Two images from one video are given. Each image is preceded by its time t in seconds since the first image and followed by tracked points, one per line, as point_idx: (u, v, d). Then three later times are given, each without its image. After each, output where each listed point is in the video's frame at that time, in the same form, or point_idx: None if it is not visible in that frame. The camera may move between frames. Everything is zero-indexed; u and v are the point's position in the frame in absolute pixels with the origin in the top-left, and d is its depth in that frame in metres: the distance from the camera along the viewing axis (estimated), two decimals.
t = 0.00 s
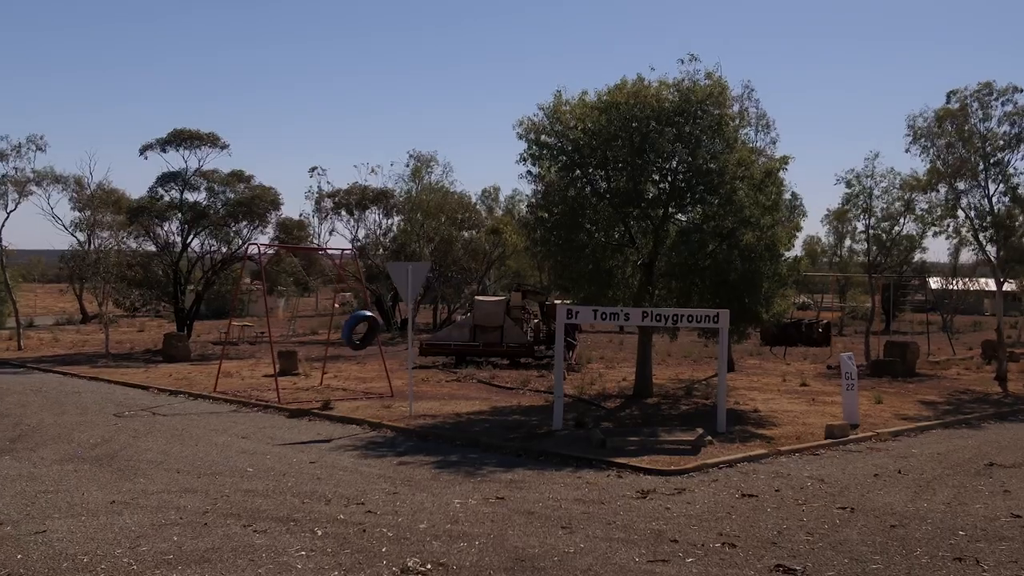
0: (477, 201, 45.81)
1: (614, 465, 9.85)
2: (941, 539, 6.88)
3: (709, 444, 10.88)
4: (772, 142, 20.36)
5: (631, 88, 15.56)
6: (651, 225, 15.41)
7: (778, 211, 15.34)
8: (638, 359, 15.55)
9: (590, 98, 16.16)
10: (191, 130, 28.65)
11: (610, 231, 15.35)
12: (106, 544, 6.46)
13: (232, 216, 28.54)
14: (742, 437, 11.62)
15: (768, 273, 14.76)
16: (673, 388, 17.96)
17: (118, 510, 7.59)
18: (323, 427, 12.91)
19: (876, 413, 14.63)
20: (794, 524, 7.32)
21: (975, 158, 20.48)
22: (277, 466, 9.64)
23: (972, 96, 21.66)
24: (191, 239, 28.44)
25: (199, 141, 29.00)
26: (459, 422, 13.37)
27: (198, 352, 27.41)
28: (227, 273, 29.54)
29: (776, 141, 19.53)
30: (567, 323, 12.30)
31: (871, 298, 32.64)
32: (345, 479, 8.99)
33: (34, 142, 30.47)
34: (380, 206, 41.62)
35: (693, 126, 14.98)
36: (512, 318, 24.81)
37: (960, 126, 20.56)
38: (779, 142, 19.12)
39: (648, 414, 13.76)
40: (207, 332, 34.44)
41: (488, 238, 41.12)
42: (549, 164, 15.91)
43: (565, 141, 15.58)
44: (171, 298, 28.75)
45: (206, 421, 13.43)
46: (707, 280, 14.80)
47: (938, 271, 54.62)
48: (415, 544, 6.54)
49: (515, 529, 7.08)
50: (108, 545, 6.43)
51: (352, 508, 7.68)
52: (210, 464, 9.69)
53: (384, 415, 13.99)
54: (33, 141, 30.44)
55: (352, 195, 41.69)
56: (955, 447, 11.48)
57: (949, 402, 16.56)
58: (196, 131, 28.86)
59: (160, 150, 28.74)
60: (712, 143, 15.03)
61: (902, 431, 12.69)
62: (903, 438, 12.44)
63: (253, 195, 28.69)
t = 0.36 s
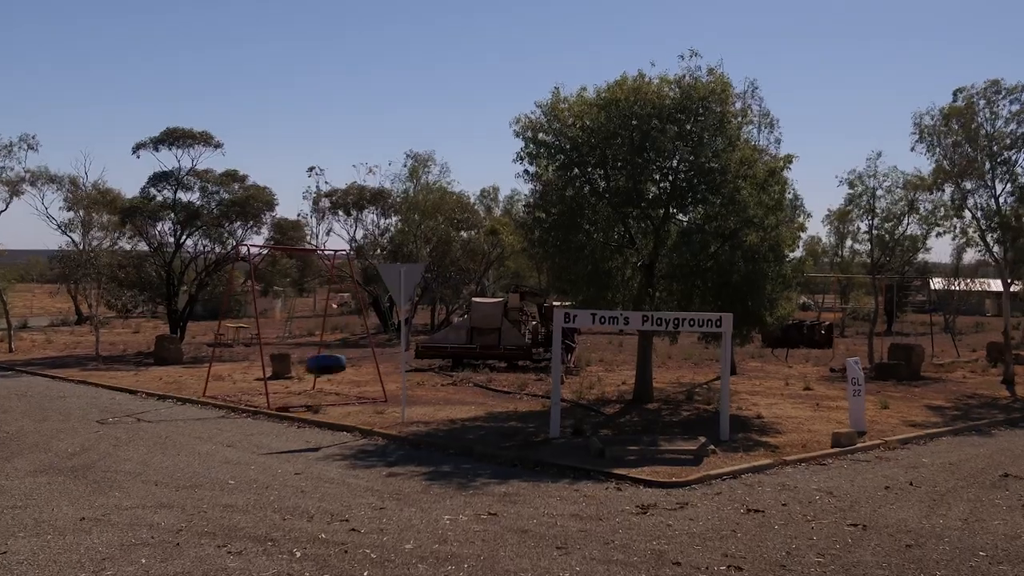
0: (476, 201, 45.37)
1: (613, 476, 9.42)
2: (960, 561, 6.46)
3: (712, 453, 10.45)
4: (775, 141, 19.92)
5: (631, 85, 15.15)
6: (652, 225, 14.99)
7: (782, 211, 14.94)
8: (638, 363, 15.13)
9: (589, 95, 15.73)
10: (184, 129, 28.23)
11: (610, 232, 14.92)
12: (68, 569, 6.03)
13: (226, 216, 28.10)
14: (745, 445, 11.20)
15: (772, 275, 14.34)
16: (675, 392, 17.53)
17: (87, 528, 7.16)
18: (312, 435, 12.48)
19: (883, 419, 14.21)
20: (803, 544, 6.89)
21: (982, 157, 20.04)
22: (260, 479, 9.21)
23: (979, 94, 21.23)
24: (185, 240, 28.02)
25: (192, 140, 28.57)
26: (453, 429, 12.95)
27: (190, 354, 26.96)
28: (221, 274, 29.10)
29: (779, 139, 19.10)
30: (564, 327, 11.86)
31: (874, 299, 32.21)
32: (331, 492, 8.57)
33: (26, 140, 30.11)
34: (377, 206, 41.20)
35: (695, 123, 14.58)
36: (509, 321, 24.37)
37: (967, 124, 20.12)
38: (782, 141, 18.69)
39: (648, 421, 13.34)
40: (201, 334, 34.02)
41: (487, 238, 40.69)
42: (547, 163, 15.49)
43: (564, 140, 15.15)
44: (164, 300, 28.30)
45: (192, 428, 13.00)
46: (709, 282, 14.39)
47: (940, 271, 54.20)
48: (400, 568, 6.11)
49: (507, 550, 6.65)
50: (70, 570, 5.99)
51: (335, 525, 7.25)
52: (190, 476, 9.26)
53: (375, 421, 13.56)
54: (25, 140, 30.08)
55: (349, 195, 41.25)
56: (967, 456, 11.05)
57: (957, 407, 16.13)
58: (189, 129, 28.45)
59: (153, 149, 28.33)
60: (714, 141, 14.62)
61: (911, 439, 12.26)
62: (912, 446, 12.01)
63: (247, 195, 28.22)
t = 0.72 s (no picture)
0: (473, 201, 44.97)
1: (608, 490, 8.99)
2: None
3: (712, 464, 10.02)
4: (776, 141, 19.51)
5: (629, 82, 14.75)
6: (649, 227, 14.55)
7: (784, 211, 14.53)
8: (635, 368, 14.72)
9: (585, 93, 15.33)
10: (176, 128, 27.82)
11: (606, 233, 14.50)
12: None
13: (218, 216, 27.70)
14: (746, 456, 10.77)
15: (774, 277, 13.92)
16: (673, 398, 17.11)
17: (47, 549, 6.74)
18: (297, 444, 12.06)
19: (887, 427, 13.78)
20: (808, 568, 6.47)
21: (987, 157, 19.60)
22: (238, 493, 8.78)
23: (983, 93, 20.81)
24: (176, 241, 27.64)
25: (184, 140, 28.14)
26: (444, 437, 12.52)
27: (181, 357, 26.54)
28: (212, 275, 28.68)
29: (779, 139, 18.70)
30: (559, 332, 11.41)
31: (876, 301, 31.77)
32: (311, 508, 8.14)
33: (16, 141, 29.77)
34: (374, 206, 40.80)
35: (694, 121, 14.18)
36: (505, 324, 23.94)
37: (972, 123, 19.72)
38: (783, 140, 18.26)
39: (645, 429, 12.91)
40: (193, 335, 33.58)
41: (484, 239, 40.30)
42: (542, 162, 15.07)
43: (560, 138, 14.74)
44: (155, 301, 27.90)
45: (174, 436, 12.56)
46: (709, 285, 13.97)
47: (941, 272, 53.79)
48: None
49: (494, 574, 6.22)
50: None
51: (312, 546, 6.83)
52: (165, 490, 8.83)
53: (364, 429, 13.14)
54: (15, 140, 29.74)
55: (346, 195, 40.88)
56: (976, 467, 10.63)
57: (964, 413, 15.70)
58: (181, 128, 28.04)
59: (145, 148, 27.93)
60: (714, 140, 14.22)
61: (917, 448, 11.84)
62: (919, 456, 11.59)
63: (239, 195, 27.82)
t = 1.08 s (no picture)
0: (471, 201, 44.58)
1: (602, 503, 8.59)
2: None
3: (711, 475, 9.63)
4: (777, 140, 19.12)
5: (626, 79, 14.35)
6: (646, 227, 14.13)
7: (785, 212, 14.13)
8: (632, 372, 14.32)
9: (581, 90, 14.93)
10: (168, 127, 27.40)
11: (603, 234, 14.09)
12: None
13: (210, 216, 27.30)
14: (747, 466, 10.37)
15: (775, 280, 13.52)
16: (672, 402, 16.72)
17: (4, 569, 6.34)
18: (282, 452, 11.66)
19: (892, 434, 13.38)
20: None
21: (993, 156, 19.09)
22: (214, 506, 8.39)
23: (988, 91, 20.40)
24: (169, 242, 27.27)
25: (176, 139, 27.73)
26: (435, 444, 12.12)
27: (173, 359, 26.14)
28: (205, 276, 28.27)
29: (781, 138, 18.32)
30: (552, 337, 11.00)
31: (879, 303, 31.37)
32: (288, 524, 7.74)
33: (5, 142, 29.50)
34: (371, 206, 40.39)
35: (694, 119, 13.79)
36: (502, 325, 23.56)
37: (976, 122, 19.31)
38: (785, 140, 17.86)
39: (642, 437, 12.50)
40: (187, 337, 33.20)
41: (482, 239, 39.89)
42: (537, 161, 14.66)
43: (555, 136, 14.33)
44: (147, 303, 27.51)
45: (155, 444, 12.16)
46: (708, 287, 13.57)
47: (943, 272, 53.38)
48: None
49: None
50: None
51: (285, 567, 6.44)
52: (138, 503, 8.44)
53: (352, 436, 12.73)
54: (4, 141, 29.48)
55: (342, 195, 40.51)
56: (985, 478, 10.23)
57: (970, 419, 15.29)
58: (173, 127, 27.61)
59: (136, 147, 27.51)
60: (714, 139, 13.82)
61: (923, 457, 11.44)
62: (925, 465, 11.20)
63: (232, 195, 27.42)
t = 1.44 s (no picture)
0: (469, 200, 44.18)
1: (600, 514, 8.20)
2: None
3: (713, 483, 9.24)
4: (780, 136, 18.72)
5: (624, 73, 13.95)
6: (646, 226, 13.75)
7: (789, 210, 13.74)
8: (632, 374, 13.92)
9: (579, 85, 14.54)
10: (161, 125, 27.01)
11: (600, 233, 13.70)
12: None
13: (203, 215, 26.91)
14: (751, 473, 9.98)
15: (778, 280, 13.12)
16: (672, 406, 16.32)
17: None
18: (269, 458, 11.26)
19: (899, 439, 12.99)
20: None
21: (999, 154, 18.73)
22: (192, 517, 7.99)
23: (995, 87, 20.00)
24: (161, 241, 26.90)
25: (169, 137, 27.33)
26: (428, 450, 11.72)
27: (166, 360, 25.79)
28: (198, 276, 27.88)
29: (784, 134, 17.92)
30: (548, 339, 10.60)
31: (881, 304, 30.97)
32: (269, 537, 7.35)
33: None
34: (368, 205, 39.97)
35: (696, 114, 13.38)
36: (500, 326, 23.18)
37: (983, 119, 18.90)
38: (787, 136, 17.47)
39: (642, 442, 12.11)
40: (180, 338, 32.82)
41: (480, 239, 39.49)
42: (534, 158, 14.27)
43: (552, 133, 13.94)
44: (139, 303, 27.13)
45: (138, 449, 11.76)
46: (709, 288, 13.18)
47: (944, 272, 53.03)
48: None
49: None
50: None
51: None
52: (112, 514, 8.04)
53: (343, 441, 12.34)
54: None
55: (339, 194, 40.13)
56: (999, 486, 9.84)
57: (978, 423, 14.90)
58: (166, 124, 27.21)
59: (128, 144, 27.08)
60: (716, 135, 13.42)
61: (932, 464, 11.05)
62: (935, 472, 10.81)
63: (226, 193, 27.03)
